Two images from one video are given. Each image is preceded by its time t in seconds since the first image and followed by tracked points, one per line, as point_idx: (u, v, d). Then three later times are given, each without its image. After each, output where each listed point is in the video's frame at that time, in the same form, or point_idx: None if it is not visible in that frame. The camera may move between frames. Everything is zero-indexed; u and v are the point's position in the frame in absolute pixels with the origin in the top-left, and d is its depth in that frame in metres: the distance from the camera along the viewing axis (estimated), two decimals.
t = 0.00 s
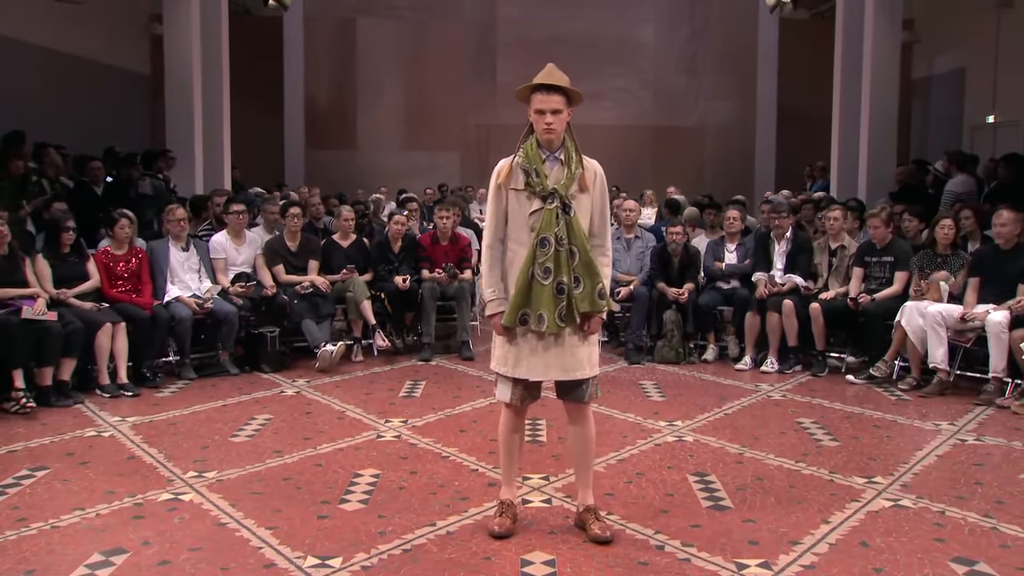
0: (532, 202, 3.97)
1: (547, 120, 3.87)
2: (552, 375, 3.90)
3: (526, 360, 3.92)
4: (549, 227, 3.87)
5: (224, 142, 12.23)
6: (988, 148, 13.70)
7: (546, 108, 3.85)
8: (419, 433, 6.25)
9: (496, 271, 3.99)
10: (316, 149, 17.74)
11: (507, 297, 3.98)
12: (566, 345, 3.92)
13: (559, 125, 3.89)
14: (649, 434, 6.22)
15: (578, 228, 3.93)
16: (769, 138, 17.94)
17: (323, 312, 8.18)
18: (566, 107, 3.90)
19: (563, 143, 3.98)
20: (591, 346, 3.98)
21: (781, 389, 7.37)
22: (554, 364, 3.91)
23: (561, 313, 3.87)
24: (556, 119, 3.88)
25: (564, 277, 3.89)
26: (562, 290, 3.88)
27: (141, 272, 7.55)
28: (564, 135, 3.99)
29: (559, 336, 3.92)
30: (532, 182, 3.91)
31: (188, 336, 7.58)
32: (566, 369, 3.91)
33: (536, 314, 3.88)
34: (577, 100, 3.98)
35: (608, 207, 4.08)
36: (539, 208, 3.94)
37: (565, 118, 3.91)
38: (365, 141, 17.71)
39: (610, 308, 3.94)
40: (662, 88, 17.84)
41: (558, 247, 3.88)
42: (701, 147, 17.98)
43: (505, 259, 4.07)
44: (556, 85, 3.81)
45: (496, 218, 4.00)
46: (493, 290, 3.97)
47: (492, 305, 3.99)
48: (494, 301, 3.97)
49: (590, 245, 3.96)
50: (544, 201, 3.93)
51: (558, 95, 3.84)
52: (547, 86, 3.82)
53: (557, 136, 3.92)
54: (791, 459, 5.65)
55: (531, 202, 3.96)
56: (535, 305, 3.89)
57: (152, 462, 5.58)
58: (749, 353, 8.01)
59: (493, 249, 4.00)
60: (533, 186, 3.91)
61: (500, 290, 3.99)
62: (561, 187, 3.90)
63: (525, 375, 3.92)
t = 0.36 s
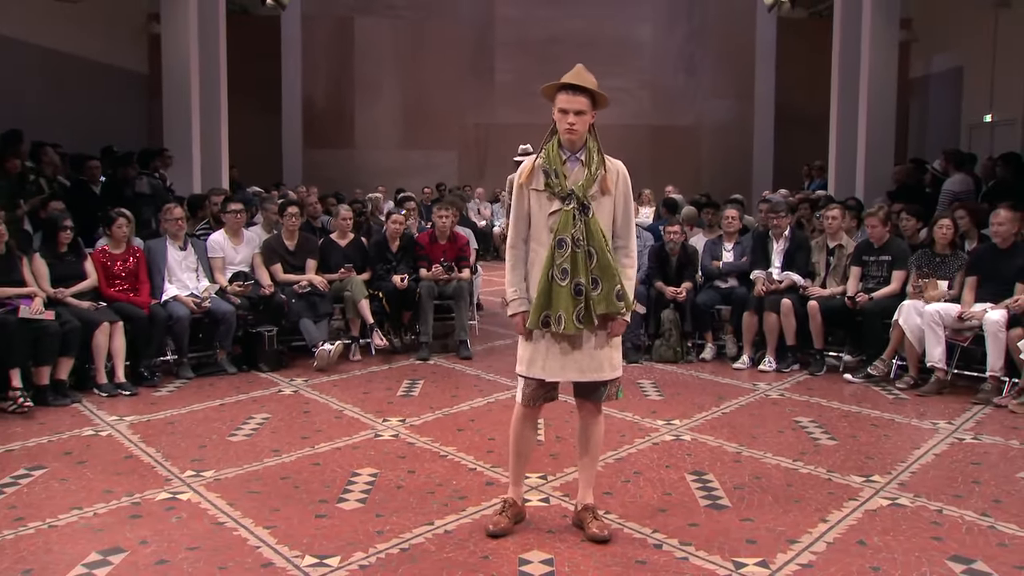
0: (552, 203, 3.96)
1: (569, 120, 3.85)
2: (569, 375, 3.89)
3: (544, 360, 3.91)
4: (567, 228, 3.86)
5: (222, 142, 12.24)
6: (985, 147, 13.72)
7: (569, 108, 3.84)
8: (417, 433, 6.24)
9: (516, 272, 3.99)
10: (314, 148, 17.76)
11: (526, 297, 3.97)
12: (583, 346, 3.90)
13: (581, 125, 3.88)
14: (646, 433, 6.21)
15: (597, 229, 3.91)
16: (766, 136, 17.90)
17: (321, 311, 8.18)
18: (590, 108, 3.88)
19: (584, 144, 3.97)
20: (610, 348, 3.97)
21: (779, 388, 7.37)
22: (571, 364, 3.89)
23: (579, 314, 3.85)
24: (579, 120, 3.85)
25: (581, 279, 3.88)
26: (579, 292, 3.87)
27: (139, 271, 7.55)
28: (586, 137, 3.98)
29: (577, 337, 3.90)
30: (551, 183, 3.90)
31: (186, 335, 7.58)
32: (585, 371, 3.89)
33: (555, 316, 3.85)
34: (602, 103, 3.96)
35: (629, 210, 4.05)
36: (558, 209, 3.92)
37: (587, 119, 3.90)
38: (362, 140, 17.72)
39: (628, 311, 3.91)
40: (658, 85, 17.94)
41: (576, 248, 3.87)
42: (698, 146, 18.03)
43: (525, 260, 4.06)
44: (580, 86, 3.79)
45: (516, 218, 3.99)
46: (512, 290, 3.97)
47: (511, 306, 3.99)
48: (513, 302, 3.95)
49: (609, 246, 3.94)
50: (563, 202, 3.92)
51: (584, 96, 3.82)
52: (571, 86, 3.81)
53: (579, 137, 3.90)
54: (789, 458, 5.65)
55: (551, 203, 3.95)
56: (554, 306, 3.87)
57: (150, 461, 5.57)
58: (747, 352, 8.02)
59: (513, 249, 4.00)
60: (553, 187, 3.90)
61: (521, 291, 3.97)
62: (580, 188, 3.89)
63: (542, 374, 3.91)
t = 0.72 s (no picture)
0: (557, 202, 3.95)
1: (575, 119, 3.85)
2: (568, 376, 3.89)
3: (544, 360, 3.90)
4: (572, 228, 3.86)
5: (220, 142, 12.26)
6: (983, 147, 13.72)
7: (576, 107, 3.84)
8: (415, 432, 6.23)
9: (518, 271, 3.96)
10: (311, 148, 17.75)
11: (528, 296, 3.94)
12: (585, 347, 3.90)
13: (587, 125, 3.88)
14: (644, 433, 6.21)
15: (601, 229, 3.92)
16: (765, 136, 17.92)
17: (319, 311, 8.18)
18: (596, 108, 3.89)
19: (589, 144, 3.97)
20: (610, 348, 3.98)
21: (777, 388, 7.37)
22: (571, 364, 3.89)
23: (583, 314, 3.85)
24: (585, 120, 3.85)
25: (585, 279, 3.88)
26: (584, 292, 3.87)
27: (137, 271, 7.54)
28: (591, 137, 3.98)
29: (579, 337, 3.90)
30: (557, 182, 3.90)
31: (184, 335, 7.57)
32: (584, 371, 3.89)
33: (560, 315, 3.84)
34: (607, 104, 3.97)
35: (631, 211, 4.06)
36: (563, 209, 3.92)
37: (593, 119, 3.90)
38: (360, 140, 17.72)
39: (629, 312, 3.92)
40: (657, 83, 17.95)
41: (581, 248, 3.87)
42: (697, 145, 18.00)
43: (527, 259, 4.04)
44: (588, 86, 3.80)
45: (519, 216, 3.98)
46: (513, 289, 3.94)
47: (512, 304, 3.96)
48: (514, 300, 3.92)
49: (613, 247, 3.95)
50: (567, 202, 3.92)
51: (590, 96, 3.82)
52: (579, 85, 3.80)
53: (584, 137, 3.90)
54: (787, 458, 5.65)
55: (555, 203, 3.94)
56: (558, 306, 3.87)
57: (147, 462, 5.56)
58: (745, 352, 8.03)
59: (516, 248, 3.97)
60: (558, 186, 3.90)
61: (523, 290, 3.94)
62: (585, 188, 3.89)
63: (541, 374, 3.91)
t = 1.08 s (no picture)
0: (546, 200, 3.95)
1: (564, 118, 3.85)
2: (559, 375, 3.89)
3: (535, 360, 3.90)
4: (562, 227, 3.86)
5: (220, 143, 12.27)
6: (984, 148, 13.71)
7: (564, 106, 3.83)
8: (415, 433, 6.24)
9: (506, 270, 3.96)
10: (311, 148, 17.77)
11: (517, 295, 3.95)
12: (575, 346, 3.90)
13: (575, 124, 3.88)
14: (644, 433, 6.21)
15: (591, 228, 3.92)
16: (765, 136, 17.95)
17: (319, 311, 8.18)
18: (584, 106, 3.88)
19: (578, 143, 3.97)
20: (598, 347, 3.98)
21: (777, 388, 7.37)
22: (561, 364, 3.89)
23: (573, 313, 3.86)
24: (573, 118, 3.86)
25: (575, 278, 3.88)
26: (574, 291, 3.87)
27: (136, 271, 7.54)
28: (580, 135, 3.98)
29: (569, 336, 3.91)
30: (546, 181, 3.90)
31: (183, 336, 7.57)
32: (575, 370, 3.89)
33: (548, 314, 3.86)
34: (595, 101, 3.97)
35: (620, 209, 4.06)
36: (552, 207, 3.92)
37: (581, 117, 3.90)
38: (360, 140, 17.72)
39: (618, 311, 3.93)
40: (658, 83, 17.84)
41: (571, 247, 3.87)
42: (697, 146, 17.98)
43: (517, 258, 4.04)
44: (576, 84, 3.79)
45: (508, 215, 3.97)
46: (502, 288, 3.94)
47: (501, 304, 3.96)
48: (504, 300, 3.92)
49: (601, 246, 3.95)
50: (557, 200, 3.91)
51: (578, 94, 3.82)
52: (566, 84, 3.80)
53: (573, 135, 3.90)
54: (786, 458, 5.65)
55: (544, 202, 3.94)
56: (547, 305, 3.87)
57: (147, 462, 5.56)
58: (745, 352, 8.03)
59: (505, 247, 3.97)
60: (547, 185, 3.89)
61: (512, 290, 3.95)
62: (574, 187, 3.89)
63: (532, 375, 3.91)
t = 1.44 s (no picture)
0: (533, 200, 3.95)
1: (549, 118, 3.85)
2: (550, 375, 3.89)
3: (526, 360, 3.90)
4: (550, 226, 3.85)
5: (219, 143, 12.27)
6: (983, 147, 13.71)
7: (549, 105, 3.84)
8: (414, 432, 6.23)
9: (494, 271, 3.96)
10: (310, 148, 17.76)
11: (506, 296, 3.95)
12: (565, 346, 3.90)
13: (561, 123, 3.89)
14: (644, 433, 6.21)
15: (579, 227, 3.92)
16: (764, 136, 17.97)
17: (318, 311, 8.18)
18: (570, 105, 3.89)
19: (565, 142, 3.97)
20: (588, 346, 3.99)
21: (776, 387, 7.37)
22: (552, 364, 3.89)
23: (562, 312, 3.85)
24: (559, 117, 3.86)
25: (564, 277, 3.87)
26: (563, 290, 3.86)
27: (136, 271, 7.54)
28: (566, 134, 3.97)
29: (558, 336, 3.91)
30: (533, 181, 3.89)
31: (182, 336, 7.57)
32: (566, 370, 3.90)
33: (537, 314, 3.85)
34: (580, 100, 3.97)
35: (607, 208, 4.06)
36: (540, 207, 3.91)
37: (567, 116, 3.90)
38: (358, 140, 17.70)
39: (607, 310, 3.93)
40: (658, 82, 17.84)
41: (559, 247, 3.86)
42: (697, 146, 17.96)
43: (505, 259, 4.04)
44: (560, 83, 3.79)
45: (496, 216, 3.97)
46: (491, 289, 3.94)
47: (490, 305, 3.96)
48: (492, 301, 3.93)
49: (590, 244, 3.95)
50: (544, 200, 3.91)
51: (562, 92, 3.82)
52: (549, 83, 3.79)
53: (560, 135, 3.90)
54: (786, 458, 5.65)
55: (532, 202, 3.94)
56: (536, 305, 3.86)
57: (146, 462, 5.56)
58: (744, 352, 8.03)
59: (493, 248, 3.97)
60: (535, 185, 3.89)
61: (501, 290, 3.94)
62: (562, 186, 3.88)
63: (524, 375, 3.90)
